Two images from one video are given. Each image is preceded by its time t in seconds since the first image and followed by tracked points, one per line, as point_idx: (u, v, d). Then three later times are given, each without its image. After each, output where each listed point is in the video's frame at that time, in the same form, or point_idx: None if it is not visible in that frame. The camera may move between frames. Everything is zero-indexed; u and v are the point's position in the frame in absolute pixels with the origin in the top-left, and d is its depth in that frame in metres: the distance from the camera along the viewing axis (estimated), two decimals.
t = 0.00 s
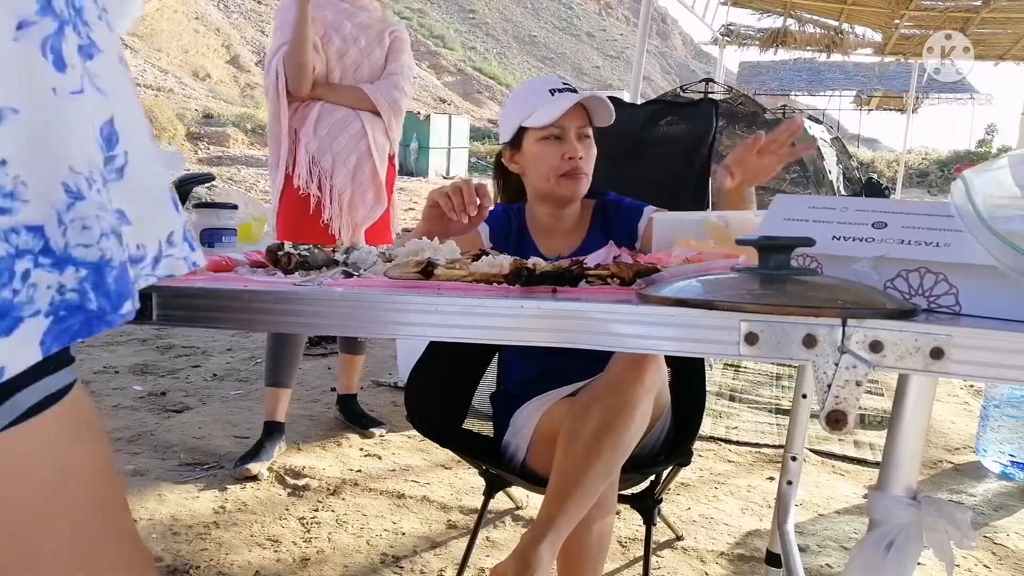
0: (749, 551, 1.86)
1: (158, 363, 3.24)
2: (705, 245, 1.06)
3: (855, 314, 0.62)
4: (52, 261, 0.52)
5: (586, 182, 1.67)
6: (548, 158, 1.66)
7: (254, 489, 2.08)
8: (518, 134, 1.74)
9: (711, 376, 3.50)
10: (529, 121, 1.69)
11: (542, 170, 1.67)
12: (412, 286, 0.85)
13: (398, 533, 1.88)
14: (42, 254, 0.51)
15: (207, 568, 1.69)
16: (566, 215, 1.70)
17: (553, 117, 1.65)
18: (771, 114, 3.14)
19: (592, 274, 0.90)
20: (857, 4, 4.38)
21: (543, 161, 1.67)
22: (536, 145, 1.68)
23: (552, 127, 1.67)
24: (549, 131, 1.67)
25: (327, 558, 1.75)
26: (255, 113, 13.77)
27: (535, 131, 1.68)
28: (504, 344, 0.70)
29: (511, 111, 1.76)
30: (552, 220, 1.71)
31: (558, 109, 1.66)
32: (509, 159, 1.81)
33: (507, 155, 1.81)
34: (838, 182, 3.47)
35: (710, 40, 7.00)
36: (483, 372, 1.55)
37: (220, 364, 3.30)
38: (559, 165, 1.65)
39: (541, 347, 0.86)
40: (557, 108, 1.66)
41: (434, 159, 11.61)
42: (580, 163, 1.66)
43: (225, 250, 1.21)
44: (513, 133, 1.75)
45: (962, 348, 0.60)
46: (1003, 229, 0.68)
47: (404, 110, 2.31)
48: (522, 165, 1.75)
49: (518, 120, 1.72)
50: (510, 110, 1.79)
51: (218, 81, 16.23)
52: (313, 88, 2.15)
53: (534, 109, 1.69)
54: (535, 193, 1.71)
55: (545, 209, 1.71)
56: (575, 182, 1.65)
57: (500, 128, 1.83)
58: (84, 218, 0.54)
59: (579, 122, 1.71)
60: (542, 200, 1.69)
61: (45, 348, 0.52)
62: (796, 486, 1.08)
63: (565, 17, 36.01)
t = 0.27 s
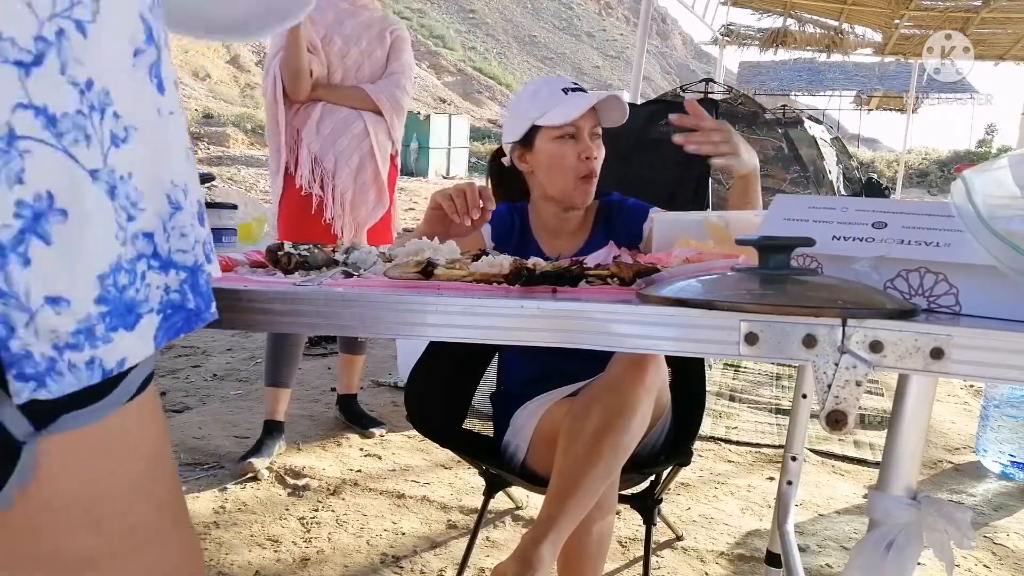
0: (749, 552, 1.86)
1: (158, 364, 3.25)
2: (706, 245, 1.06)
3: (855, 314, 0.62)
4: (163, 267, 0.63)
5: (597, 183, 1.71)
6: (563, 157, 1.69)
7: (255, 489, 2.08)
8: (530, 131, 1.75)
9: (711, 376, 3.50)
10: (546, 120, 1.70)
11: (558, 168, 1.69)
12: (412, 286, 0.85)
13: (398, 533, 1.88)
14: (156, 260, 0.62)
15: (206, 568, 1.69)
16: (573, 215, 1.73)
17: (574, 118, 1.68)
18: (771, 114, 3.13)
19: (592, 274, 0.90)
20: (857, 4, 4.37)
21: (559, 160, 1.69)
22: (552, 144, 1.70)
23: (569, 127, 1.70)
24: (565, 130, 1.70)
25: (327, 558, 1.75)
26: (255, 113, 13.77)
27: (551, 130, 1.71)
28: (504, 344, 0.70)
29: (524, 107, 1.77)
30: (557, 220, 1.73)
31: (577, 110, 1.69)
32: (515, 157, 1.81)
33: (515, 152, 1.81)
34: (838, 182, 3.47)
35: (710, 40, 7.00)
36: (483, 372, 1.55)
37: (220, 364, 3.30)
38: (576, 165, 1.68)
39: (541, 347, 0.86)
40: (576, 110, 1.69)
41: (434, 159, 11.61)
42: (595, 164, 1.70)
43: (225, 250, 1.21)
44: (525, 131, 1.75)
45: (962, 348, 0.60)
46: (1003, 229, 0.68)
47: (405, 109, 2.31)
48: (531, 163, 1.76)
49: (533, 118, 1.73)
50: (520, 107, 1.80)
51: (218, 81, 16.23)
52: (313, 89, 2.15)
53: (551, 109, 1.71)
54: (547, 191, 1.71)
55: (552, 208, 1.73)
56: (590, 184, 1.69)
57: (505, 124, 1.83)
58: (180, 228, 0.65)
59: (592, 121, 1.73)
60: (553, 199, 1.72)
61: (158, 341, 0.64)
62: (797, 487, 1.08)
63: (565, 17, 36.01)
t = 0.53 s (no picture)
0: (749, 552, 1.86)
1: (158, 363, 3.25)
2: (705, 245, 1.06)
3: (855, 314, 0.62)
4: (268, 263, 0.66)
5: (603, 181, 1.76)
6: (571, 155, 1.73)
7: (255, 489, 2.08)
8: (537, 130, 1.79)
9: (711, 376, 3.50)
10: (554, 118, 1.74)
11: (566, 165, 1.72)
12: (412, 286, 0.85)
13: (398, 533, 1.88)
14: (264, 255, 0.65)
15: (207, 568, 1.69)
16: (577, 213, 1.75)
17: (584, 117, 1.72)
18: (770, 114, 3.12)
19: (592, 274, 0.90)
20: (857, 4, 4.37)
21: (567, 157, 1.73)
22: (560, 142, 1.74)
23: (577, 126, 1.75)
24: (574, 129, 1.74)
25: (327, 558, 1.75)
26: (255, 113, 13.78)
27: (559, 129, 1.75)
28: (504, 344, 0.70)
29: (532, 107, 1.81)
30: (562, 219, 1.75)
31: (585, 110, 1.74)
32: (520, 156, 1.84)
33: (519, 151, 1.84)
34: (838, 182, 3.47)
35: (710, 40, 7.01)
36: (483, 372, 1.55)
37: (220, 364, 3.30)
38: (583, 163, 1.72)
39: (541, 347, 0.86)
40: (584, 109, 1.74)
41: (434, 159, 11.61)
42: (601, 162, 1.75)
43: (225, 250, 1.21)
44: (532, 129, 1.78)
45: (961, 349, 0.60)
46: (1003, 229, 0.68)
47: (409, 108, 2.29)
48: (536, 161, 1.79)
49: (540, 117, 1.77)
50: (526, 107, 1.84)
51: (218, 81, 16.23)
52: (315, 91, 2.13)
53: (559, 108, 1.76)
54: (553, 187, 1.74)
55: (557, 206, 1.76)
56: (597, 180, 1.73)
57: (511, 124, 1.86)
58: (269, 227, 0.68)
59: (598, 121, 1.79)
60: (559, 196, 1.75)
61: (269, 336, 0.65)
62: (796, 487, 1.08)
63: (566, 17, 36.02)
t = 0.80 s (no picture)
0: (749, 552, 1.86)
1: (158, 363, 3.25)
2: (705, 245, 1.06)
3: (855, 314, 0.62)
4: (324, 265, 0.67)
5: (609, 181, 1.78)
6: (577, 154, 1.76)
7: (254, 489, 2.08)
8: (542, 130, 1.82)
9: (711, 377, 3.51)
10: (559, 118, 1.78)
11: (572, 164, 1.75)
12: (412, 286, 0.85)
13: (398, 533, 1.88)
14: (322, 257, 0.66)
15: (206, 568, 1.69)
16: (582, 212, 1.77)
17: (589, 115, 1.76)
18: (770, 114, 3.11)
19: (592, 274, 0.90)
20: (857, 4, 4.37)
21: (572, 157, 1.76)
22: (565, 141, 1.77)
23: (582, 125, 1.78)
24: (579, 128, 1.77)
25: (327, 558, 1.75)
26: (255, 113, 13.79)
27: (564, 128, 1.78)
28: (504, 344, 0.70)
29: (537, 107, 1.84)
30: (565, 220, 1.77)
31: (590, 110, 1.77)
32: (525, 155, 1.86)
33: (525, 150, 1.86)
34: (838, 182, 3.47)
35: (710, 40, 7.01)
36: (483, 372, 1.55)
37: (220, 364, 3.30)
38: (589, 163, 1.75)
39: (540, 347, 0.86)
40: (589, 109, 1.77)
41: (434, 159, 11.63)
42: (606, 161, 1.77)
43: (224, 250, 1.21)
44: (538, 129, 1.81)
45: (962, 349, 0.60)
46: (1003, 229, 0.68)
47: (409, 107, 2.29)
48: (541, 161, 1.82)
49: (545, 117, 1.81)
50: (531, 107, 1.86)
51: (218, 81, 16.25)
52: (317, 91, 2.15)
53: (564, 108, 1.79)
54: (559, 186, 1.76)
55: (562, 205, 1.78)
56: (601, 183, 1.75)
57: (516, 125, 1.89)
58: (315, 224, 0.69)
59: (604, 121, 1.82)
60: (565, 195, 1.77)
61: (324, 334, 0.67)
62: (796, 487, 1.08)
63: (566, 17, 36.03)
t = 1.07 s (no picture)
0: (749, 552, 1.86)
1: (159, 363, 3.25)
2: (705, 245, 1.07)
3: (855, 314, 0.62)
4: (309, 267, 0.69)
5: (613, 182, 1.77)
6: (580, 155, 1.76)
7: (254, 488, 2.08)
8: (545, 131, 1.82)
9: (711, 377, 3.51)
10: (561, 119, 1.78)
11: (574, 166, 1.75)
12: (412, 285, 0.85)
13: (398, 533, 1.88)
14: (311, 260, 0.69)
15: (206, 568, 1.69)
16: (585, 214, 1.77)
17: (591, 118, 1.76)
18: (771, 114, 3.11)
19: (592, 274, 0.90)
20: (857, 4, 4.37)
21: (575, 159, 1.76)
22: (568, 142, 1.78)
23: (585, 126, 1.78)
24: (582, 130, 1.78)
25: (327, 558, 1.75)
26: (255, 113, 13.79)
27: (568, 129, 1.78)
28: (504, 344, 0.71)
29: (540, 108, 1.84)
30: (569, 220, 1.77)
31: (593, 112, 1.78)
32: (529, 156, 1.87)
33: (529, 151, 1.87)
34: (838, 182, 3.47)
35: (710, 41, 7.02)
36: (483, 372, 1.54)
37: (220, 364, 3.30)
38: (592, 164, 1.75)
39: (540, 347, 0.86)
40: (591, 111, 1.78)
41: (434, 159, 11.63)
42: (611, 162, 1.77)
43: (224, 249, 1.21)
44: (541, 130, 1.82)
45: (962, 349, 0.60)
46: (1003, 229, 0.68)
47: (408, 106, 2.28)
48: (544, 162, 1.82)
49: (547, 117, 1.81)
50: (534, 108, 1.87)
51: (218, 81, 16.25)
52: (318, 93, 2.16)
53: (566, 109, 1.80)
54: (562, 187, 1.76)
55: (565, 206, 1.78)
56: (603, 184, 1.75)
57: (520, 126, 1.89)
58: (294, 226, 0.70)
59: (607, 121, 1.81)
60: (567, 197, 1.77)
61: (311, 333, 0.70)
62: (796, 487, 1.08)
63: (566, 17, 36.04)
